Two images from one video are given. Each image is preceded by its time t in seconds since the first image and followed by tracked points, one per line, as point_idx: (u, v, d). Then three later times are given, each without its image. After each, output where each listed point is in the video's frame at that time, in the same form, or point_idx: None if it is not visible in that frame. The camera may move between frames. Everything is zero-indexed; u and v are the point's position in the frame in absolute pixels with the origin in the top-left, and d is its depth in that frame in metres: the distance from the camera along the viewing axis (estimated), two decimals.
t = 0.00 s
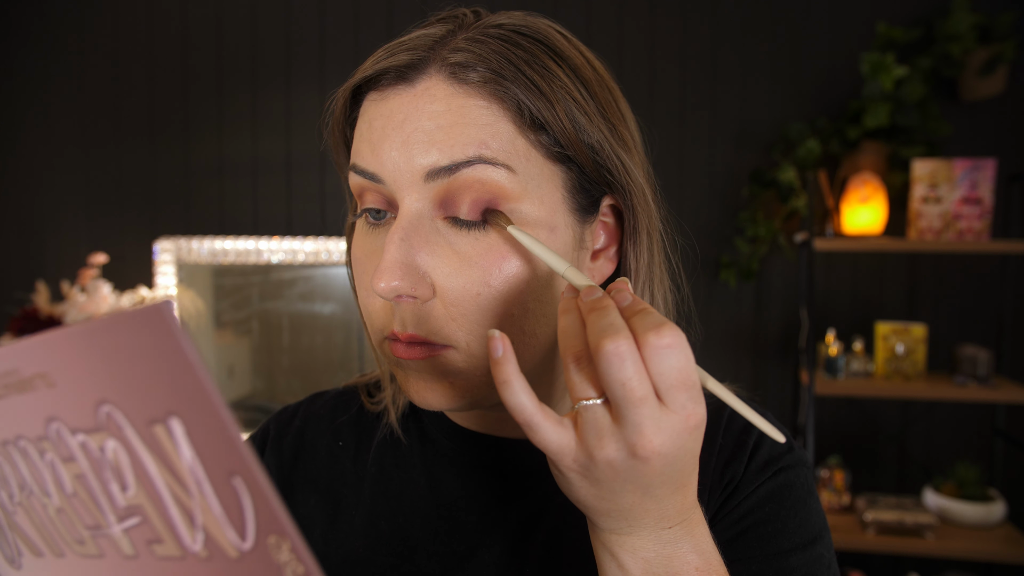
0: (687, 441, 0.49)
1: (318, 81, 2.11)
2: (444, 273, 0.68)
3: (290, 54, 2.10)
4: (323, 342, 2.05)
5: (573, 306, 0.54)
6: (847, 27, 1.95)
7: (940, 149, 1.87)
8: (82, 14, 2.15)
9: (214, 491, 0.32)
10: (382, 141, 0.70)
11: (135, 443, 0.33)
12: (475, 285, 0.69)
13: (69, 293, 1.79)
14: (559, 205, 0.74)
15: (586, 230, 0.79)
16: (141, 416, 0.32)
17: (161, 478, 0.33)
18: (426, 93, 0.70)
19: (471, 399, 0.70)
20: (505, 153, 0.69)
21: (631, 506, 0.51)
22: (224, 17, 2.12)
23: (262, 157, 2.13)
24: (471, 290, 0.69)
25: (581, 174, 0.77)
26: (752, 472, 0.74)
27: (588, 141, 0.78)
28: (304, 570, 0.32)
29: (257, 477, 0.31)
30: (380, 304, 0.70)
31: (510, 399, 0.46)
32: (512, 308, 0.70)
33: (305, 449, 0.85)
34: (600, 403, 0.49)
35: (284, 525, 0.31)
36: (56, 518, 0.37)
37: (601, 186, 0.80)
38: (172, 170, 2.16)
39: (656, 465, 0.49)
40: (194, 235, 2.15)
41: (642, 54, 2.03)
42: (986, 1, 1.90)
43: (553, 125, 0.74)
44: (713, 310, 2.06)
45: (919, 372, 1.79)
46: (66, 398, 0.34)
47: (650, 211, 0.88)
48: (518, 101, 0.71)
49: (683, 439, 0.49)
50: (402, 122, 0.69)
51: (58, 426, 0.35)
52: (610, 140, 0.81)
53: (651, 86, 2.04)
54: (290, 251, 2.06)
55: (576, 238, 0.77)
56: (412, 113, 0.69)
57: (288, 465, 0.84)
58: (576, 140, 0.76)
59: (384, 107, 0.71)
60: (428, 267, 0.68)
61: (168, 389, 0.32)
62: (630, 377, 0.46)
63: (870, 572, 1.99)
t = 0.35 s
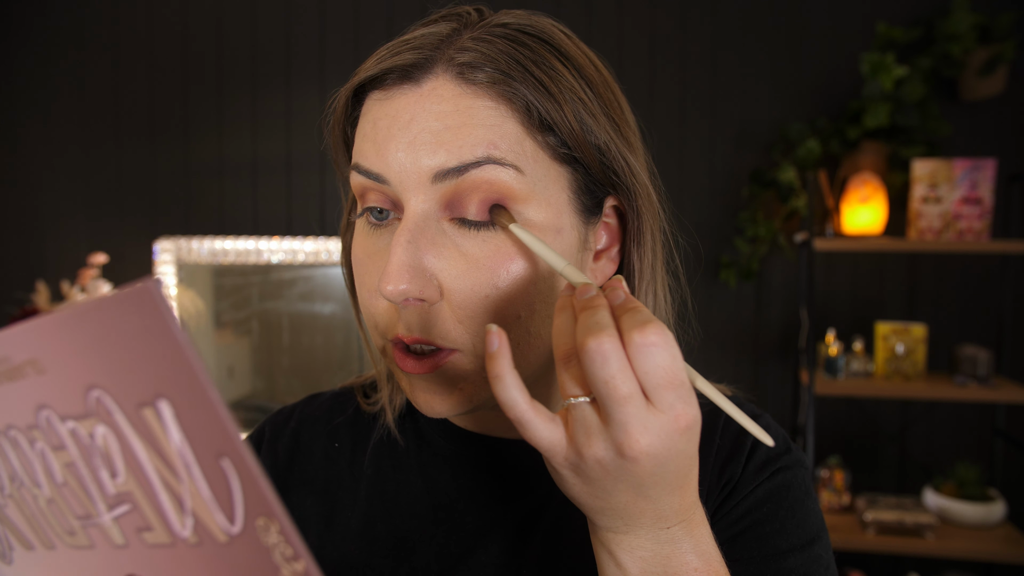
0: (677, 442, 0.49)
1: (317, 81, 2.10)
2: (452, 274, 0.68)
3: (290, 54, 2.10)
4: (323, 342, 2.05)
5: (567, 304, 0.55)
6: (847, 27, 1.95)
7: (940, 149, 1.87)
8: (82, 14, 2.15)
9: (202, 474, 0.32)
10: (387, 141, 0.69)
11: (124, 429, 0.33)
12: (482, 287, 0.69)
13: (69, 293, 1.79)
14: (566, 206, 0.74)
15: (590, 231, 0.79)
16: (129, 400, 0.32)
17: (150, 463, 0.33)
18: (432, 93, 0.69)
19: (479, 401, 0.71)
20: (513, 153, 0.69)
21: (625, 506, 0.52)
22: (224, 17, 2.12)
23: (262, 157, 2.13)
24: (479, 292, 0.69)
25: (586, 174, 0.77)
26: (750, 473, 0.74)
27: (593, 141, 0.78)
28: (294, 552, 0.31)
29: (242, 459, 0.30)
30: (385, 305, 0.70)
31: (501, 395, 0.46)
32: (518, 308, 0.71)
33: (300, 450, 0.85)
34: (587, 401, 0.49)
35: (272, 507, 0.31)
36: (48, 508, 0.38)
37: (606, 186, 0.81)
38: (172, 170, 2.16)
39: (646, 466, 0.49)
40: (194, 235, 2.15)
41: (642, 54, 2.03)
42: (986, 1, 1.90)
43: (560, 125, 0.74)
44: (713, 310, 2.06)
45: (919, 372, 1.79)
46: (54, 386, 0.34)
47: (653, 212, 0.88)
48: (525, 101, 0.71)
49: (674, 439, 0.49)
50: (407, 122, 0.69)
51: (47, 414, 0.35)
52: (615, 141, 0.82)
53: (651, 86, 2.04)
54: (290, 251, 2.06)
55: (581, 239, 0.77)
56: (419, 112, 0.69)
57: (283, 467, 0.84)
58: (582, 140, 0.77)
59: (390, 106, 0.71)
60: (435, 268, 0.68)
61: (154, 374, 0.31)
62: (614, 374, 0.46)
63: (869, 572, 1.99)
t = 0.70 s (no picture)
0: (666, 454, 0.49)
1: (318, 81, 2.10)
2: (452, 274, 0.68)
3: (290, 53, 2.10)
4: (323, 342, 2.06)
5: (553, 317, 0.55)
6: (848, 27, 1.95)
7: (939, 149, 1.87)
8: (82, 13, 2.14)
9: (173, 478, 0.32)
10: (389, 138, 0.69)
11: (94, 432, 0.33)
12: (482, 286, 0.69)
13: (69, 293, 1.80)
14: (566, 207, 0.74)
15: (589, 232, 0.79)
16: (98, 402, 0.32)
17: (122, 465, 0.33)
18: (435, 91, 0.69)
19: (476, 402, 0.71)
20: (515, 153, 0.69)
21: (616, 517, 0.51)
22: (224, 17, 2.11)
23: (262, 157, 2.13)
24: (479, 292, 0.69)
25: (587, 175, 0.78)
26: (745, 475, 0.73)
27: (595, 142, 0.78)
28: (265, 555, 0.31)
29: (212, 462, 0.31)
30: (382, 303, 0.70)
31: (490, 407, 0.46)
32: (517, 309, 0.71)
33: (293, 452, 0.84)
34: (572, 414, 0.49)
35: (242, 510, 0.31)
36: (26, 512, 0.37)
37: (606, 188, 0.81)
38: (172, 170, 2.15)
39: (633, 477, 0.49)
40: (194, 235, 2.15)
41: (642, 54, 2.03)
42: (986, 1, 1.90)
43: (562, 125, 0.74)
44: (712, 310, 2.06)
45: (919, 372, 1.79)
46: (27, 387, 0.34)
47: (653, 215, 0.88)
48: (528, 101, 0.72)
49: (662, 450, 0.48)
50: (410, 119, 0.69)
51: (19, 417, 0.35)
52: (617, 143, 0.82)
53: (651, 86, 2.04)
54: (290, 251, 2.05)
55: (580, 241, 0.77)
56: (421, 110, 0.69)
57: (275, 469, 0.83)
58: (584, 140, 0.77)
59: (392, 103, 0.70)
60: (435, 267, 0.68)
61: (123, 375, 0.31)
62: (599, 388, 0.46)
63: (869, 572, 1.99)
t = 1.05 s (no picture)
0: (677, 452, 0.49)
1: (318, 81, 2.10)
2: (446, 275, 0.68)
3: (290, 53, 2.11)
4: (323, 342, 2.07)
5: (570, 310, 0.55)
6: (848, 27, 1.95)
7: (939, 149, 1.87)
8: (82, 13, 2.15)
9: (143, 464, 0.32)
10: (384, 138, 0.69)
11: (65, 421, 0.33)
12: (474, 289, 0.69)
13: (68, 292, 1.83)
14: (561, 208, 0.74)
15: (585, 234, 0.79)
16: (67, 391, 0.32)
17: (92, 454, 0.33)
18: (430, 91, 0.69)
19: (469, 406, 0.71)
20: (510, 154, 0.69)
21: (622, 513, 0.52)
22: (224, 16, 2.12)
23: (262, 157, 2.13)
24: (472, 294, 0.69)
25: (583, 177, 0.78)
26: (742, 474, 0.73)
27: (591, 143, 0.78)
28: (235, 540, 0.32)
29: (180, 449, 0.31)
30: (377, 304, 0.70)
31: (512, 392, 0.47)
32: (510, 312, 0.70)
33: (288, 453, 0.84)
34: (587, 407, 0.49)
35: (211, 497, 0.31)
36: None
37: (602, 190, 0.81)
38: (172, 170, 2.16)
39: (643, 473, 0.49)
40: (193, 235, 2.15)
41: (642, 54, 2.03)
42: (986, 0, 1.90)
43: (558, 126, 0.74)
44: (712, 310, 2.06)
45: (919, 372, 1.79)
46: None
47: (649, 217, 0.88)
48: (523, 101, 0.72)
49: (674, 448, 0.49)
50: (405, 119, 0.69)
51: None
52: (614, 144, 0.82)
53: (651, 86, 2.04)
54: (290, 251, 2.05)
55: (576, 242, 0.77)
56: (417, 110, 0.69)
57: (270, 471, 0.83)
58: (580, 142, 0.77)
59: (389, 103, 0.71)
60: (429, 268, 0.68)
61: (88, 364, 0.31)
62: (615, 383, 0.46)
63: (869, 572, 1.99)
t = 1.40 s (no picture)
0: (660, 459, 0.49)
1: (318, 81, 2.10)
2: (449, 274, 0.68)
3: (290, 53, 2.11)
4: (323, 342, 2.07)
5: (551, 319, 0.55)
6: (848, 27, 1.95)
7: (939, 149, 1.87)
8: (82, 13, 2.14)
9: (131, 451, 0.32)
10: (386, 138, 0.69)
11: (54, 409, 0.33)
12: (477, 288, 0.69)
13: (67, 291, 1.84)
14: (563, 208, 0.74)
15: (587, 234, 0.79)
16: (54, 378, 0.32)
17: (81, 442, 0.33)
18: (433, 91, 0.69)
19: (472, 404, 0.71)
20: (513, 154, 0.69)
21: (608, 520, 0.52)
22: (224, 16, 2.11)
23: (262, 157, 2.13)
24: (476, 293, 0.69)
25: (585, 177, 0.78)
26: (742, 474, 0.73)
27: (593, 144, 0.78)
28: (223, 525, 0.32)
29: (166, 433, 0.31)
30: (379, 303, 0.70)
31: (494, 404, 0.47)
32: (512, 311, 0.71)
33: (289, 453, 0.84)
34: (567, 419, 0.50)
35: (199, 481, 0.32)
36: None
37: (604, 190, 0.81)
38: (172, 170, 2.16)
39: (626, 483, 0.49)
40: (193, 235, 2.15)
41: (642, 54, 2.03)
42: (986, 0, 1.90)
43: (561, 127, 0.74)
44: (712, 310, 2.06)
45: (919, 372, 1.79)
46: None
47: (650, 218, 0.88)
48: (526, 101, 0.72)
49: (655, 457, 0.49)
50: (408, 119, 0.69)
51: None
52: (616, 145, 0.82)
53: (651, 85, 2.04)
54: (290, 251, 2.05)
55: (577, 243, 0.77)
56: (419, 110, 0.69)
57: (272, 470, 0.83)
58: (583, 142, 0.77)
59: (391, 103, 0.70)
60: (433, 268, 0.68)
61: (76, 351, 0.31)
62: (591, 395, 0.46)
63: (869, 571, 1.99)
